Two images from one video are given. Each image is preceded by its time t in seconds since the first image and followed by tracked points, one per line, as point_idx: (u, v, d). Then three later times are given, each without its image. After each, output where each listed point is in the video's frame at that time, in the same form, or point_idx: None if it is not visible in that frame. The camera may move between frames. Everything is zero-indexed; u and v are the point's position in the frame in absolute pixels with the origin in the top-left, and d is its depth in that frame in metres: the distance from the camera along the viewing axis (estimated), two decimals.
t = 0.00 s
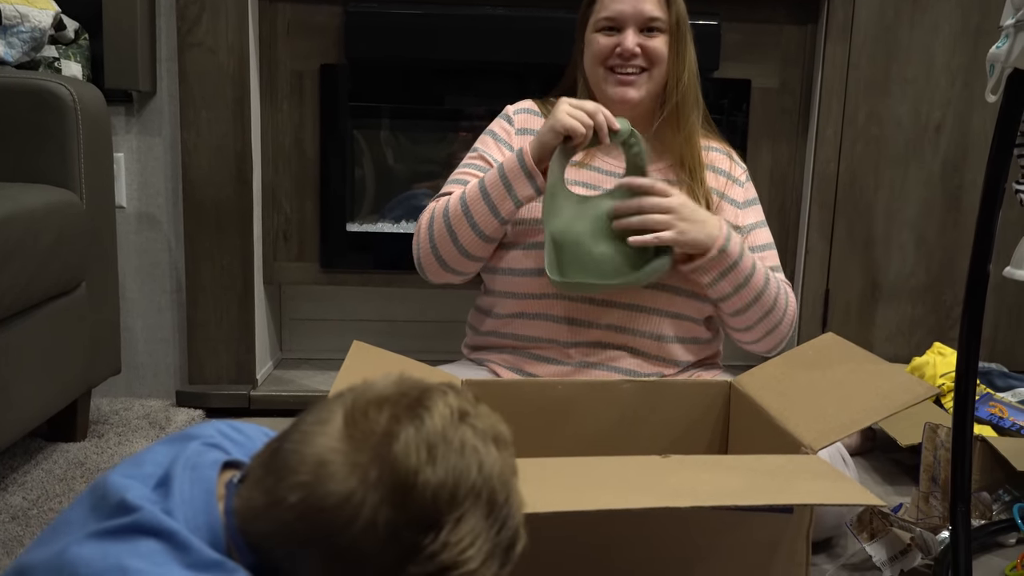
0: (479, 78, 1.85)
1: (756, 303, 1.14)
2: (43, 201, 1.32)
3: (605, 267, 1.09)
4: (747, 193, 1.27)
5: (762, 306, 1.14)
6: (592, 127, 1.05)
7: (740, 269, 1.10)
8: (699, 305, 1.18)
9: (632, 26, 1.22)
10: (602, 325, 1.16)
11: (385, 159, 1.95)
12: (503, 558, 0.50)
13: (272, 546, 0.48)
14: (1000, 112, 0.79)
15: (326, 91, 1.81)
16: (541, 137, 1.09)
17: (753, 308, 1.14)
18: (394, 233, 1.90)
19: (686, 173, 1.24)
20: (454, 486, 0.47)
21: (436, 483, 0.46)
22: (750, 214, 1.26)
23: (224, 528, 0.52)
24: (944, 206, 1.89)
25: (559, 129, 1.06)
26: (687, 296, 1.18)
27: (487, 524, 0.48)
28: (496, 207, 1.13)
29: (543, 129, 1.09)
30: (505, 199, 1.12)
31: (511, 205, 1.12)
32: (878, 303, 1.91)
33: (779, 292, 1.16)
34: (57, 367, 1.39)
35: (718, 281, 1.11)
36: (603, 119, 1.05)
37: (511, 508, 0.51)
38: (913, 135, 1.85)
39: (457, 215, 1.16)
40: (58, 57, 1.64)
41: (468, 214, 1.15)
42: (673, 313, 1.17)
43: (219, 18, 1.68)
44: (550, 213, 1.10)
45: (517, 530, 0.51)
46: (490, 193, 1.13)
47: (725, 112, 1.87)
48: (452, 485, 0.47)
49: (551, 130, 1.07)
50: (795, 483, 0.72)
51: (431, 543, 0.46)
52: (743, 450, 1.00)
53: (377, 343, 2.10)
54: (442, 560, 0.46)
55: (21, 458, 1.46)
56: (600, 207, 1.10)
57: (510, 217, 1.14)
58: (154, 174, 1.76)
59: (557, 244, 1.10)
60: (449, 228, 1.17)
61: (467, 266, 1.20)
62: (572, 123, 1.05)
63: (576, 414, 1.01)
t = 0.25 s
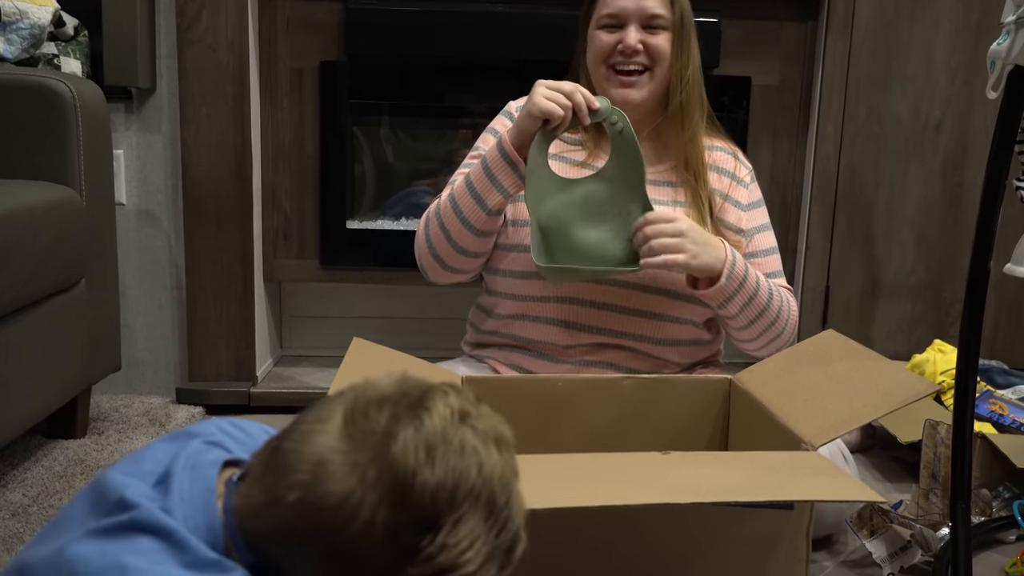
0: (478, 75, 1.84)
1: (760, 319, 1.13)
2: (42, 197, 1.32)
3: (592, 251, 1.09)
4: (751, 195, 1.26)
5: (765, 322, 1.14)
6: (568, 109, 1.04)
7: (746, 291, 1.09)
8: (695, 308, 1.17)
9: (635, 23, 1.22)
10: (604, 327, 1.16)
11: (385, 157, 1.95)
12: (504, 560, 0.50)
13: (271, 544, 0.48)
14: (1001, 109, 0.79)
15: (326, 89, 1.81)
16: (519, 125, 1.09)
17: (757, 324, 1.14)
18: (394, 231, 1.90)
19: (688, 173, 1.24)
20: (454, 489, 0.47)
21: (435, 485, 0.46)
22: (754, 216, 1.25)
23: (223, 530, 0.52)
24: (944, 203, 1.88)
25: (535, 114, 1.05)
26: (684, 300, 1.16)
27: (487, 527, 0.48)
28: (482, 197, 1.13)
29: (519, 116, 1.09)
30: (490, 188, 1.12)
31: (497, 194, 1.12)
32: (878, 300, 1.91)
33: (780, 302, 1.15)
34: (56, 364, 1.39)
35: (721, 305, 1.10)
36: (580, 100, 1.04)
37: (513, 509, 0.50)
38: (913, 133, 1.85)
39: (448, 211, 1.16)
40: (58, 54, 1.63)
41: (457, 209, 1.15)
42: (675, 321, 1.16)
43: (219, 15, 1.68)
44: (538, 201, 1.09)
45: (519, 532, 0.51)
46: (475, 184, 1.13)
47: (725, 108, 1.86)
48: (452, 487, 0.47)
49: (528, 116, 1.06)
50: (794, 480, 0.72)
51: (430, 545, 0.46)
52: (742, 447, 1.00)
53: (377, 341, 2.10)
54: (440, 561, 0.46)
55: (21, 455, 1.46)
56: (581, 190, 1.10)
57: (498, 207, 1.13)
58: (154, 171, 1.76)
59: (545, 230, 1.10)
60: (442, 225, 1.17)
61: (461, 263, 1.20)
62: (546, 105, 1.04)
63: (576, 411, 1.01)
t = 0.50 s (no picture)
0: (479, 71, 1.84)
1: (772, 320, 1.13)
2: (42, 194, 1.32)
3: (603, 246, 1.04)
4: (753, 192, 1.27)
5: (777, 323, 1.14)
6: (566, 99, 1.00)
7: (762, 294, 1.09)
8: (697, 305, 1.15)
9: (634, 34, 1.21)
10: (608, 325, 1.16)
11: (385, 154, 1.95)
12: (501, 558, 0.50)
13: (268, 540, 0.48)
14: (1002, 106, 0.79)
15: (327, 85, 1.81)
16: (512, 114, 1.06)
17: (770, 325, 1.14)
18: (394, 227, 1.90)
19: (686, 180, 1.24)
20: (449, 487, 0.47)
21: (430, 483, 0.46)
22: (756, 213, 1.25)
23: (220, 524, 0.52)
24: (945, 199, 1.88)
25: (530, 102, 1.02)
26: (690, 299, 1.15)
27: (483, 525, 0.48)
28: (473, 185, 1.11)
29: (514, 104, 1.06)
30: (481, 175, 1.10)
31: (487, 182, 1.10)
32: (878, 296, 1.91)
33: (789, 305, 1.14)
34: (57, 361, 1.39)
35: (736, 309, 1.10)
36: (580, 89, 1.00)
37: (510, 506, 0.50)
38: (913, 129, 1.85)
39: (440, 196, 1.15)
40: (58, 50, 1.63)
41: (449, 194, 1.14)
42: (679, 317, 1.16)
43: (219, 12, 1.68)
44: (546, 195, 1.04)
45: (517, 529, 0.51)
46: (467, 170, 1.12)
47: (726, 105, 1.86)
48: (447, 485, 0.47)
49: (522, 105, 1.03)
50: (793, 476, 0.72)
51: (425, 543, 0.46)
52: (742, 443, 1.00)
53: (377, 338, 2.10)
54: (436, 560, 0.46)
55: (22, 452, 1.46)
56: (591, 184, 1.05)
57: (489, 195, 1.11)
58: (154, 168, 1.75)
59: (557, 225, 1.04)
60: (435, 210, 1.17)
61: (452, 248, 1.18)
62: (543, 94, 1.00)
63: (575, 407, 1.01)
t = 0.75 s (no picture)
0: (479, 68, 1.84)
1: (766, 331, 1.12)
2: (42, 191, 1.32)
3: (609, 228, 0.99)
4: (751, 186, 1.27)
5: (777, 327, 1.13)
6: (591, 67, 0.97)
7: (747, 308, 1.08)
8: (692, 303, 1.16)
9: (638, 36, 1.19)
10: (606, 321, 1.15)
11: (385, 151, 1.95)
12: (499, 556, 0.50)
13: (264, 538, 0.48)
14: (1002, 102, 0.79)
15: (327, 83, 1.81)
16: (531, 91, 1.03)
17: (764, 335, 1.12)
18: (394, 225, 1.90)
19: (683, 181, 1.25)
20: (445, 486, 0.47)
21: (426, 483, 0.46)
22: (752, 207, 1.25)
23: (214, 522, 0.52)
24: (945, 196, 1.88)
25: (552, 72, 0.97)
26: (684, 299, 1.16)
27: (479, 523, 0.48)
28: (482, 162, 1.08)
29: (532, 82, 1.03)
30: (492, 153, 1.08)
31: (498, 161, 1.08)
32: (878, 293, 1.91)
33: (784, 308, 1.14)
34: (57, 358, 1.39)
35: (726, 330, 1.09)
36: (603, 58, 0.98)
37: (507, 503, 0.50)
38: (913, 126, 1.85)
39: (447, 171, 1.13)
40: (58, 48, 1.63)
41: (456, 170, 1.11)
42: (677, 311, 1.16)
43: (218, 9, 1.68)
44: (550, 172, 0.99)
45: (512, 525, 0.51)
46: (478, 147, 1.09)
47: (726, 102, 1.85)
48: (443, 485, 0.47)
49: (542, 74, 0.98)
50: (791, 472, 0.72)
51: (422, 543, 0.46)
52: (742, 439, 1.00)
53: (377, 335, 2.10)
54: (433, 559, 0.46)
55: (22, 449, 1.46)
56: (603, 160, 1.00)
57: (497, 174, 1.09)
58: (154, 165, 1.75)
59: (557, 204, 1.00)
60: (440, 185, 1.14)
61: (455, 225, 1.15)
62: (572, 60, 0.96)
63: (574, 404, 1.01)
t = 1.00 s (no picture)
0: (478, 68, 1.84)
1: (749, 332, 1.13)
2: (41, 192, 1.32)
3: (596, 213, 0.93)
4: (747, 185, 1.26)
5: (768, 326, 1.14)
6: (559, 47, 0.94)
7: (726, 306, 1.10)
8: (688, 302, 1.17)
9: (643, 39, 1.18)
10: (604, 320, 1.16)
11: (384, 151, 1.95)
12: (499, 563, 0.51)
13: (262, 548, 0.48)
14: (1000, 103, 0.79)
15: (326, 82, 1.81)
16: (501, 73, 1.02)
17: (748, 336, 1.14)
18: (393, 225, 1.90)
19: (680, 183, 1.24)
20: (445, 503, 0.47)
21: (426, 500, 0.46)
22: (745, 206, 1.24)
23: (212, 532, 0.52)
24: (943, 196, 1.88)
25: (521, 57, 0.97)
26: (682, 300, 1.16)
27: (479, 536, 0.48)
28: (463, 153, 1.08)
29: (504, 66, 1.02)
30: (471, 142, 1.07)
31: (476, 149, 1.07)
32: (877, 292, 1.91)
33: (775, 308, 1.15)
34: (55, 359, 1.39)
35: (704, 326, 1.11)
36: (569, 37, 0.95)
37: (506, 513, 0.50)
38: (912, 126, 1.85)
39: (434, 170, 1.13)
40: (56, 48, 1.63)
41: (442, 166, 1.12)
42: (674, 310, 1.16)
43: (217, 9, 1.68)
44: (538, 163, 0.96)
45: (512, 535, 0.51)
46: (457, 139, 1.09)
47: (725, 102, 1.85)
48: (443, 501, 0.47)
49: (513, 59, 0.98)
50: (791, 476, 0.72)
51: (422, 559, 0.46)
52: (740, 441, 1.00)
53: (376, 336, 2.10)
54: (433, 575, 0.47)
55: (20, 451, 1.46)
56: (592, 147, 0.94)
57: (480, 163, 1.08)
58: (153, 165, 1.75)
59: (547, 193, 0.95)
60: (431, 185, 1.14)
61: (452, 224, 1.14)
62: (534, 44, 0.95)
63: (573, 406, 1.01)
